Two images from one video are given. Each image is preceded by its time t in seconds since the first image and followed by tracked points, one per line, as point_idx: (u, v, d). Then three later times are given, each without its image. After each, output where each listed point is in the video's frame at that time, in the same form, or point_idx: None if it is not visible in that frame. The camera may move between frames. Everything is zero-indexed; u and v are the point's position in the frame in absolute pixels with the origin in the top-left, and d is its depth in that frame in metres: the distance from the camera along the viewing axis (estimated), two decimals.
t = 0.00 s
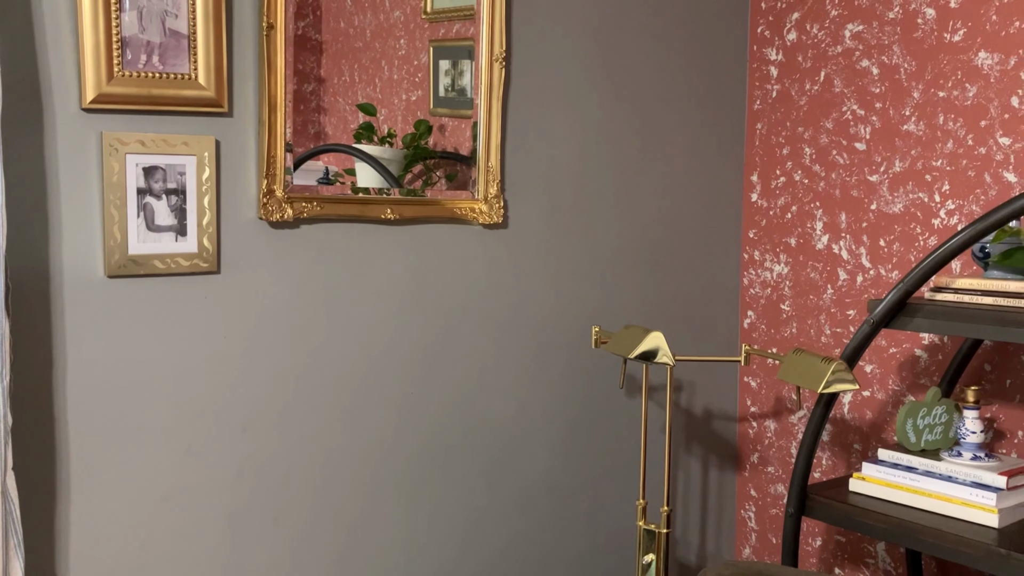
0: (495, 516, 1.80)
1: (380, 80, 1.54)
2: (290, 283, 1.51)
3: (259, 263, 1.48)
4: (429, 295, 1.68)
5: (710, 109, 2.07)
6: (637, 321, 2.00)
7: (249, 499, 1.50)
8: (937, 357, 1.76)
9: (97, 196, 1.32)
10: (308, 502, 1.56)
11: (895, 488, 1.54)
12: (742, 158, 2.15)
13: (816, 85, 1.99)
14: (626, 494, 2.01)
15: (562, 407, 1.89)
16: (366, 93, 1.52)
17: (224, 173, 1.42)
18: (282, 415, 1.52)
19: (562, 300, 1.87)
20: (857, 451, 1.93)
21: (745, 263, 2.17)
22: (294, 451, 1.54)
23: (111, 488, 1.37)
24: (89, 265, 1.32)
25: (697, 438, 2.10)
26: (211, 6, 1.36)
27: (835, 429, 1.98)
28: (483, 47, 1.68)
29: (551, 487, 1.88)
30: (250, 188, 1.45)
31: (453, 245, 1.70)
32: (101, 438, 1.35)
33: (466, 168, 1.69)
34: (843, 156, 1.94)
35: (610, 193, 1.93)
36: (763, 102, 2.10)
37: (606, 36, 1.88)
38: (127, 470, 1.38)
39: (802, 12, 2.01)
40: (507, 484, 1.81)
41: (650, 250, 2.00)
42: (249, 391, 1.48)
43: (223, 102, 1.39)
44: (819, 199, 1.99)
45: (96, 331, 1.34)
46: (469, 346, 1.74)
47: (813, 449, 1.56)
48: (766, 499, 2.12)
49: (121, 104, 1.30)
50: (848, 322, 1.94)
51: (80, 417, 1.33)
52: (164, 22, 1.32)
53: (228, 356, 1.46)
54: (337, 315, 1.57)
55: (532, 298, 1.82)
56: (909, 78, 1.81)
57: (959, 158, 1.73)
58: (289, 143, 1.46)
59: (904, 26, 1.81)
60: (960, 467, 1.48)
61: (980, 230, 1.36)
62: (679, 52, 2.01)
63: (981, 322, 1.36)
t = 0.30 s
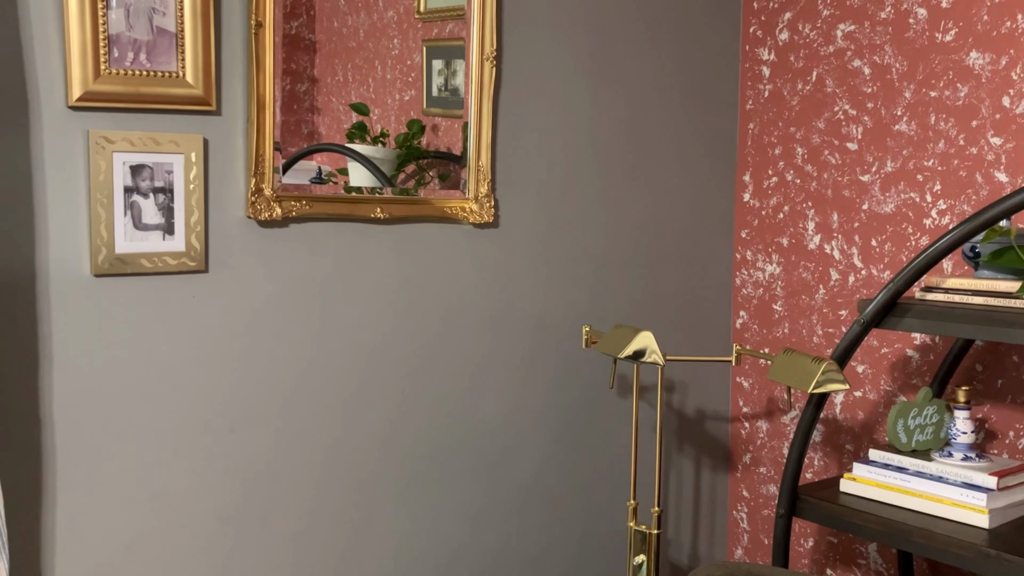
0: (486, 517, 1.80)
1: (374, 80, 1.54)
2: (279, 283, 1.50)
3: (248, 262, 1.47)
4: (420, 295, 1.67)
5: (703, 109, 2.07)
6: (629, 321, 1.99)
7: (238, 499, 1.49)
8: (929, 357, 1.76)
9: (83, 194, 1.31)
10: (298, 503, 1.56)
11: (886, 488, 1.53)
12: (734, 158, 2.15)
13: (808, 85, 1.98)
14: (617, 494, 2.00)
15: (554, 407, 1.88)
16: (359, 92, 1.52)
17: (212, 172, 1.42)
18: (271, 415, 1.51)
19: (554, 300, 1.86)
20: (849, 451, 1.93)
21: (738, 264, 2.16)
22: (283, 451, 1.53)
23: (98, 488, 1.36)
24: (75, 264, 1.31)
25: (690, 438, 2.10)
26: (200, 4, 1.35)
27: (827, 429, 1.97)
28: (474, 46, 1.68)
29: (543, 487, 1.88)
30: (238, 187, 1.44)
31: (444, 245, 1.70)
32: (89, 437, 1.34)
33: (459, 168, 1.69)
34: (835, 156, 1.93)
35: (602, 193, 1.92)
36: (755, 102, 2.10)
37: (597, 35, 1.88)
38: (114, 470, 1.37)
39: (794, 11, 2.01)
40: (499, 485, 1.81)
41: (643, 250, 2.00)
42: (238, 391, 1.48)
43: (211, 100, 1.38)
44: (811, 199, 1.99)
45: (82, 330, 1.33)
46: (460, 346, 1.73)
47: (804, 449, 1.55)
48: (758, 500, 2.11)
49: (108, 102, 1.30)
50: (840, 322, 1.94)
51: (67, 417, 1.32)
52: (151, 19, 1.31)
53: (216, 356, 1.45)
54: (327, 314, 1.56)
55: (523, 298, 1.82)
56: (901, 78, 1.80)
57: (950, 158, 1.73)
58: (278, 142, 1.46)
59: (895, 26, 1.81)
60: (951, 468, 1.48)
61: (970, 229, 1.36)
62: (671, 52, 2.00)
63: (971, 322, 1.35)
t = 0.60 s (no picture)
0: (471, 518, 1.79)
1: (362, 79, 1.54)
2: (263, 282, 1.50)
3: (231, 261, 1.46)
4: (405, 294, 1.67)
5: (690, 109, 2.07)
6: (616, 320, 1.99)
7: (220, 500, 1.48)
8: (914, 358, 1.77)
9: (64, 193, 1.30)
10: (281, 504, 1.55)
11: (870, 488, 1.54)
12: (721, 158, 2.15)
13: (794, 85, 1.98)
14: (603, 494, 2.00)
15: (540, 406, 1.88)
16: (347, 90, 1.52)
17: (195, 170, 1.41)
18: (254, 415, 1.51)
19: (540, 300, 1.86)
20: (834, 451, 1.93)
21: (724, 264, 2.16)
22: (266, 451, 1.52)
23: (78, 489, 1.35)
24: (55, 263, 1.30)
25: (676, 438, 2.10)
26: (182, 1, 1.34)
27: (813, 429, 1.98)
28: (460, 45, 1.67)
29: (529, 487, 1.87)
30: (221, 186, 1.43)
31: (430, 244, 1.69)
32: (69, 438, 1.33)
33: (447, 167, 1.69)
34: (821, 157, 1.94)
35: (588, 193, 1.92)
36: (742, 102, 2.10)
37: (584, 34, 1.87)
38: (95, 471, 1.36)
39: (781, 11, 2.01)
40: (484, 485, 1.80)
41: (629, 251, 2.00)
42: (220, 391, 1.47)
43: (194, 98, 1.37)
44: (798, 199, 1.99)
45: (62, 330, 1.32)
46: (446, 346, 1.73)
47: (789, 449, 1.55)
48: (744, 500, 2.12)
49: (89, 100, 1.28)
50: (826, 322, 1.94)
51: (45, 417, 1.31)
52: (133, 17, 1.30)
53: (199, 355, 1.44)
54: (311, 314, 1.56)
55: (509, 298, 1.81)
56: (887, 79, 1.81)
57: (936, 158, 1.73)
58: (261, 141, 1.45)
59: (882, 26, 1.81)
60: (935, 468, 1.48)
61: (955, 229, 1.36)
62: (658, 51, 2.00)
63: (955, 322, 1.35)
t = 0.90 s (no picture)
0: (458, 520, 1.79)
1: (349, 78, 1.53)
2: (248, 283, 1.49)
3: (216, 262, 1.45)
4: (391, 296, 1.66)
5: (677, 110, 2.07)
6: (603, 322, 1.99)
7: (204, 503, 1.47)
8: (900, 360, 1.77)
9: (46, 194, 1.29)
10: (266, 507, 1.54)
11: (856, 491, 1.54)
12: (708, 160, 2.15)
13: (781, 87, 1.99)
14: (590, 496, 2.00)
15: (526, 408, 1.87)
16: (335, 90, 1.51)
17: (178, 171, 1.39)
18: (239, 417, 1.49)
19: (527, 302, 1.85)
20: (821, 453, 1.94)
21: (711, 265, 2.16)
22: (251, 453, 1.51)
23: (59, 493, 1.33)
24: (37, 264, 1.29)
25: (663, 440, 2.09)
26: None
27: (799, 431, 1.98)
28: (447, 45, 1.66)
29: (515, 489, 1.87)
30: (205, 187, 1.42)
31: (416, 245, 1.68)
32: (51, 440, 1.32)
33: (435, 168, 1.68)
34: (808, 159, 1.94)
35: (575, 194, 1.91)
36: (729, 104, 2.10)
37: (572, 35, 1.87)
38: (76, 474, 1.35)
39: (768, 13, 2.01)
40: (471, 488, 1.80)
41: (616, 252, 1.99)
42: (205, 393, 1.46)
43: (178, 98, 1.36)
44: (784, 201, 1.99)
45: (43, 332, 1.30)
46: (432, 347, 1.72)
47: (775, 451, 1.55)
48: (731, 501, 2.12)
49: (71, 99, 1.27)
50: (813, 324, 1.95)
51: (26, 419, 1.30)
52: (116, 15, 1.29)
53: (182, 357, 1.43)
54: (296, 315, 1.55)
55: (496, 300, 1.81)
56: (874, 81, 1.81)
57: (922, 161, 1.74)
58: (246, 141, 1.44)
59: (869, 28, 1.82)
60: (920, 470, 1.48)
61: (942, 231, 1.36)
62: (646, 52, 2.00)
63: (941, 324, 1.35)
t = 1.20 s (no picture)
0: (453, 521, 1.79)
1: (344, 79, 1.53)
2: (243, 285, 1.48)
3: (211, 263, 1.45)
4: (387, 297, 1.66)
5: (673, 113, 2.08)
6: (598, 324, 1.99)
7: (198, 504, 1.47)
8: (895, 362, 1.77)
9: (40, 194, 1.28)
10: (260, 508, 1.54)
11: (850, 492, 1.54)
12: (703, 161, 2.15)
13: (776, 90, 1.99)
14: (585, 497, 2.00)
15: (521, 410, 1.87)
16: (330, 91, 1.51)
17: (174, 172, 1.39)
18: (234, 418, 1.49)
19: (522, 304, 1.86)
20: (816, 455, 1.94)
21: (706, 267, 2.17)
22: (246, 454, 1.51)
23: (53, 494, 1.33)
24: (31, 264, 1.29)
25: (658, 441, 2.10)
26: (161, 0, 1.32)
27: (794, 433, 1.98)
28: (443, 47, 1.66)
29: (510, 491, 1.87)
30: (201, 188, 1.42)
31: (412, 246, 1.68)
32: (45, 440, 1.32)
33: (431, 169, 1.68)
34: (803, 161, 1.94)
35: (571, 195, 1.91)
36: (725, 106, 2.10)
37: (568, 36, 1.87)
38: (70, 475, 1.34)
39: (764, 15, 2.01)
40: (466, 489, 1.80)
41: (612, 254, 2.00)
42: (200, 394, 1.45)
43: (174, 99, 1.36)
44: (779, 203, 2.00)
45: (37, 332, 1.30)
46: (427, 349, 1.72)
47: (770, 453, 1.56)
48: (726, 503, 2.12)
49: (66, 100, 1.27)
50: (807, 326, 1.95)
51: (20, 420, 1.30)
52: (112, 16, 1.29)
53: (177, 358, 1.43)
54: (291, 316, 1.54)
55: (491, 301, 1.81)
56: (869, 83, 1.82)
57: (917, 163, 1.74)
58: (242, 142, 1.43)
59: (864, 31, 1.82)
60: (915, 472, 1.49)
61: (937, 233, 1.36)
62: (641, 54, 2.00)
63: (935, 327, 1.36)
